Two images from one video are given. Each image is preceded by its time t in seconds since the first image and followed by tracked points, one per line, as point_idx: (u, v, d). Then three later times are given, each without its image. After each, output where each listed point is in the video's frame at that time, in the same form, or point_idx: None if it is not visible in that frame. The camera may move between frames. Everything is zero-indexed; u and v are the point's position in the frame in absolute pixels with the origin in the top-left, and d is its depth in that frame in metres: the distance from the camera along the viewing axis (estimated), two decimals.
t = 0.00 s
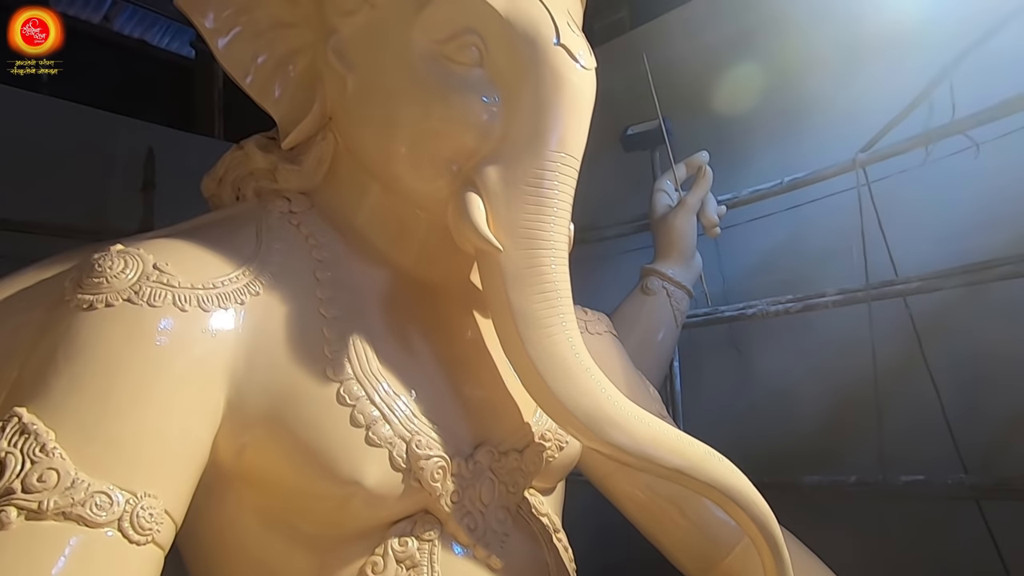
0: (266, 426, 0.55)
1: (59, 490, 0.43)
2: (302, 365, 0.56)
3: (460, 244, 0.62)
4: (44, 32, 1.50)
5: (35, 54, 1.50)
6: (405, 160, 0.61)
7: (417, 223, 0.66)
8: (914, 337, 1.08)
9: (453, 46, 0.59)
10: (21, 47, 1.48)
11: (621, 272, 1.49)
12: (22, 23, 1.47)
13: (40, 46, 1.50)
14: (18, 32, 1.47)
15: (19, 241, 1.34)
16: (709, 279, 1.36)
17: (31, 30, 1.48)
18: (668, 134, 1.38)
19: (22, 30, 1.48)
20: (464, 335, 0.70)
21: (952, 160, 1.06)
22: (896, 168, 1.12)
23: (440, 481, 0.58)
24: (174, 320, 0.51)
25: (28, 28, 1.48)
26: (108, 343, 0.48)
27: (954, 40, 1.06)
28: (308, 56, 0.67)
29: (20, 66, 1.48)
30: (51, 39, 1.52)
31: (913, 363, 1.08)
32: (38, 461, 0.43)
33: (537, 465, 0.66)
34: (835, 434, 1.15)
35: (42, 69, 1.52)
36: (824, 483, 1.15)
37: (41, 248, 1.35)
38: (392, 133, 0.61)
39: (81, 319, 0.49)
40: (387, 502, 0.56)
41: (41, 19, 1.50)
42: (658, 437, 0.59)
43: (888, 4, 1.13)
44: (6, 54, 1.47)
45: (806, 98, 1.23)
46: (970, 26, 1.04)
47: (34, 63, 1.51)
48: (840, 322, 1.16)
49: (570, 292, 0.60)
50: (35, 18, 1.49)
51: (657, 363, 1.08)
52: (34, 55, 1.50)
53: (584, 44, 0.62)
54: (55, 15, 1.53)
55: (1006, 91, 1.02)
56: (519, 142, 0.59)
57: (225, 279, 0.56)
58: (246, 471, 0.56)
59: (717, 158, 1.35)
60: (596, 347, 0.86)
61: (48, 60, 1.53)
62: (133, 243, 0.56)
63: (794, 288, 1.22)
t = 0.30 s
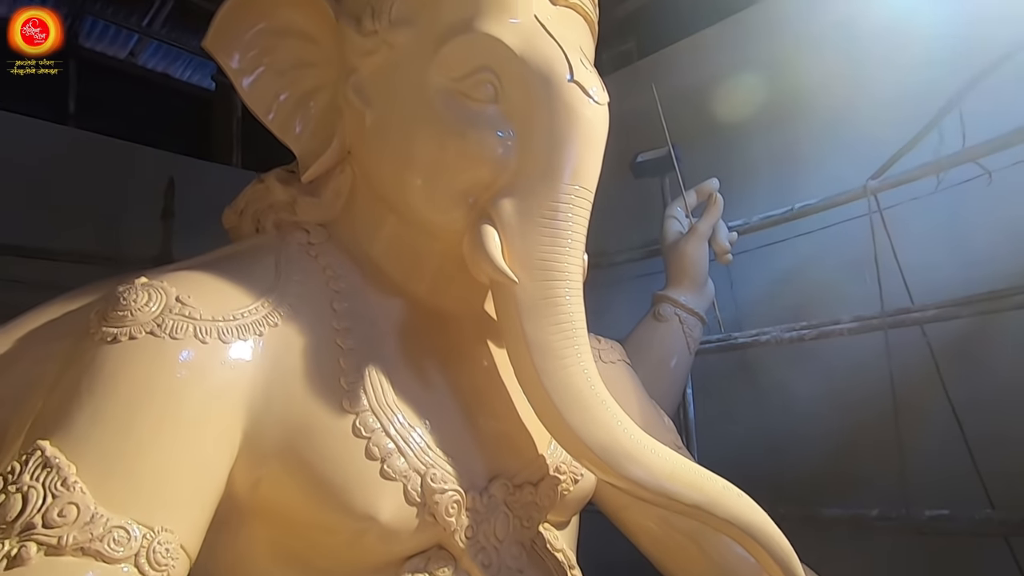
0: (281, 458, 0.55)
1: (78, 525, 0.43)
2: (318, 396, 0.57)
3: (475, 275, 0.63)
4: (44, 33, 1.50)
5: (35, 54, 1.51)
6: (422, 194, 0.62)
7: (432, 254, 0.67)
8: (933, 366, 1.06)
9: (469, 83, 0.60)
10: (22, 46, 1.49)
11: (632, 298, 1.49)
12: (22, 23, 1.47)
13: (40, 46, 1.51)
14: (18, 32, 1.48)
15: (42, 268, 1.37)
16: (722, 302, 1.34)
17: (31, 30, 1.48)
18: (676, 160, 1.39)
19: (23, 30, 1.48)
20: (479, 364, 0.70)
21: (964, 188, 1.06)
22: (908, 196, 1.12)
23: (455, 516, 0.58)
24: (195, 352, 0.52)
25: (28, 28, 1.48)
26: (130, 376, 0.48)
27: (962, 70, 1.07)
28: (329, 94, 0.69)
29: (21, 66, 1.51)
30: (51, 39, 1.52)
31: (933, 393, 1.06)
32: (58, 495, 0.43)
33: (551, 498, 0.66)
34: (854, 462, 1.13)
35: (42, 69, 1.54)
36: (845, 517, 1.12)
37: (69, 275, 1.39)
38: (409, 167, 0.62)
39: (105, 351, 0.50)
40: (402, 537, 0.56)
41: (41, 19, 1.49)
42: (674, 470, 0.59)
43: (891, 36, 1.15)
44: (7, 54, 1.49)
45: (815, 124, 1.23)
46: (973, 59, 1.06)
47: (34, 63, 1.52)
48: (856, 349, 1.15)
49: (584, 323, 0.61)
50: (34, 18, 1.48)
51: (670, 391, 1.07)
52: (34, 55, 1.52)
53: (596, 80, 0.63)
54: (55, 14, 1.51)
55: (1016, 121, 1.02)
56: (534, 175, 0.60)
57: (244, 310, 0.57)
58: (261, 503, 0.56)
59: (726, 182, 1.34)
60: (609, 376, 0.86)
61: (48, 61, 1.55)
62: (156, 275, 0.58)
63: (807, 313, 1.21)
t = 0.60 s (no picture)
0: (294, 492, 0.55)
1: (92, 562, 0.43)
2: (333, 429, 0.57)
3: (489, 306, 0.63)
4: (44, 33, 1.51)
5: (35, 54, 1.52)
6: (437, 227, 0.63)
7: (446, 286, 0.67)
8: (952, 397, 1.04)
9: (484, 120, 0.62)
10: (21, 46, 1.51)
11: (645, 325, 1.48)
12: (22, 23, 1.48)
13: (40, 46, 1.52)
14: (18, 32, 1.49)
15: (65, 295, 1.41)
16: (735, 329, 1.32)
17: (30, 30, 1.49)
18: (686, 188, 1.42)
19: (23, 29, 1.49)
20: (492, 394, 0.70)
21: (973, 219, 1.06)
22: (920, 224, 1.11)
23: (468, 554, 0.57)
24: (211, 384, 0.52)
25: (28, 28, 1.49)
26: (149, 408, 0.49)
27: (967, 101, 1.08)
28: (348, 131, 0.71)
29: (21, 66, 1.52)
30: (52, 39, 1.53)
31: (953, 423, 1.04)
32: (73, 530, 0.44)
33: (566, 535, 0.65)
34: (875, 492, 1.11)
35: (41, 67, 1.54)
36: (869, 553, 1.10)
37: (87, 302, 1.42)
38: (425, 202, 0.63)
39: (125, 383, 0.50)
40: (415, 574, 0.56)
41: (41, 19, 1.50)
42: (686, 505, 0.58)
43: (896, 61, 1.16)
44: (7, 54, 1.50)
45: (822, 152, 1.23)
46: (977, 90, 1.07)
47: (34, 63, 1.53)
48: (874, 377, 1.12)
49: (598, 355, 0.61)
50: (34, 18, 1.49)
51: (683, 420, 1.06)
52: (34, 55, 1.52)
53: (607, 115, 0.65)
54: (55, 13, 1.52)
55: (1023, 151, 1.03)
56: (548, 209, 0.60)
57: (261, 342, 0.57)
58: (273, 537, 0.56)
59: (737, 210, 1.34)
60: (623, 406, 0.85)
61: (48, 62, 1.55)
62: (177, 307, 0.59)
63: (821, 341, 1.20)
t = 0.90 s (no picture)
0: (305, 524, 0.55)
1: None
2: (345, 459, 0.57)
3: (501, 335, 0.63)
4: (44, 33, 1.45)
5: (34, 54, 1.49)
6: (450, 257, 0.64)
7: (459, 316, 0.68)
8: (972, 427, 1.02)
9: (497, 154, 0.63)
10: (21, 45, 1.47)
11: (657, 352, 1.48)
12: (22, 23, 1.42)
13: (40, 46, 1.47)
14: (18, 32, 1.43)
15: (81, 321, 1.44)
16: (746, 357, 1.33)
17: (31, 30, 1.44)
18: (694, 216, 1.39)
19: (22, 29, 1.43)
20: (505, 424, 0.69)
21: (986, 245, 1.05)
22: (931, 251, 1.11)
23: None
24: (225, 414, 0.52)
25: (27, 28, 1.43)
26: (163, 438, 0.49)
27: (976, 128, 1.08)
28: (364, 164, 0.73)
29: (21, 66, 1.51)
30: (52, 39, 1.48)
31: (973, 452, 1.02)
32: (83, 563, 0.44)
33: (580, 570, 0.63)
34: (895, 522, 1.09)
35: (42, 67, 1.53)
36: None
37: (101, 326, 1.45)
38: (438, 233, 0.64)
39: (140, 413, 0.51)
40: None
41: (41, 20, 1.43)
42: (698, 537, 0.57)
43: (902, 78, 1.17)
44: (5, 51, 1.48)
45: (827, 172, 1.25)
46: (983, 116, 1.07)
47: (34, 63, 1.51)
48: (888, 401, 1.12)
49: (611, 384, 0.61)
50: (34, 18, 1.42)
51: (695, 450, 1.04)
52: (34, 55, 1.49)
53: (619, 147, 0.66)
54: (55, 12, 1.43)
55: None
56: (560, 239, 0.61)
57: (275, 371, 0.58)
58: (283, 569, 0.55)
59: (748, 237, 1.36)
60: (636, 436, 0.83)
61: (47, 60, 1.52)
62: (193, 336, 0.59)
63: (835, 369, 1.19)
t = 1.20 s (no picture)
0: (316, 549, 0.55)
1: None
2: (356, 484, 0.57)
3: (512, 359, 0.63)
4: (44, 33, 1.41)
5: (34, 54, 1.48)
6: (461, 282, 0.65)
7: (469, 341, 0.68)
8: (985, 449, 1.04)
9: (508, 181, 0.64)
10: (21, 44, 1.42)
11: (664, 376, 1.48)
12: (22, 23, 1.37)
13: (40, 46, 1.43)
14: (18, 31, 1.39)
15: (96, 342, 1.47)
16: (755, 381, 1.32)
17: (31, 30, 1.39)
18: (702, 240, 1.43)
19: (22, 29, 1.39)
20: (515, 449, 0.69)
21: (999, 271, 1.06)
22: (940, 275, 1.12)
23: None
24: (237, 438, 0.52)
25: (27, 28, 1.38)
26: (176, 462, 0.49)
27: (981, 155, 1.09)
28: (378, 190, 0.74)
29: (21, 66, 1.52)
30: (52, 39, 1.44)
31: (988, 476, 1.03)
32: None
33: None
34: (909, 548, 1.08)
35: (42, 66, 1.53)
36: None
37: (113, 349, 1.49)
38: (450, 258, 0.65)
39: (154, 437, 0.51)
40: None
41: (41, 20, 1.38)
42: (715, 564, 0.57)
43: (906, 97, 1.20)
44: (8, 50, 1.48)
45: (831, 186, 1.27)
46: (988, 139, 1.09)
47: (34, 63, 1.51)
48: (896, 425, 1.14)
49: (621, 409, 0.60)
50: (34, 17, 1.37)
51: (706, 475, 1.03)
52: (34, 55, 1.49)
53: (629, 175, 0.67)
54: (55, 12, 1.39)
55: None
56: (571, 265, 0.61)
57: (287, 396, 0.58)
58: None
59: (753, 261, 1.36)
60: (646, 461, 0.83)
61: (48, 60, 1.52)
62: (207, 360, 0.60)
63: (846, 394, 1.19)
